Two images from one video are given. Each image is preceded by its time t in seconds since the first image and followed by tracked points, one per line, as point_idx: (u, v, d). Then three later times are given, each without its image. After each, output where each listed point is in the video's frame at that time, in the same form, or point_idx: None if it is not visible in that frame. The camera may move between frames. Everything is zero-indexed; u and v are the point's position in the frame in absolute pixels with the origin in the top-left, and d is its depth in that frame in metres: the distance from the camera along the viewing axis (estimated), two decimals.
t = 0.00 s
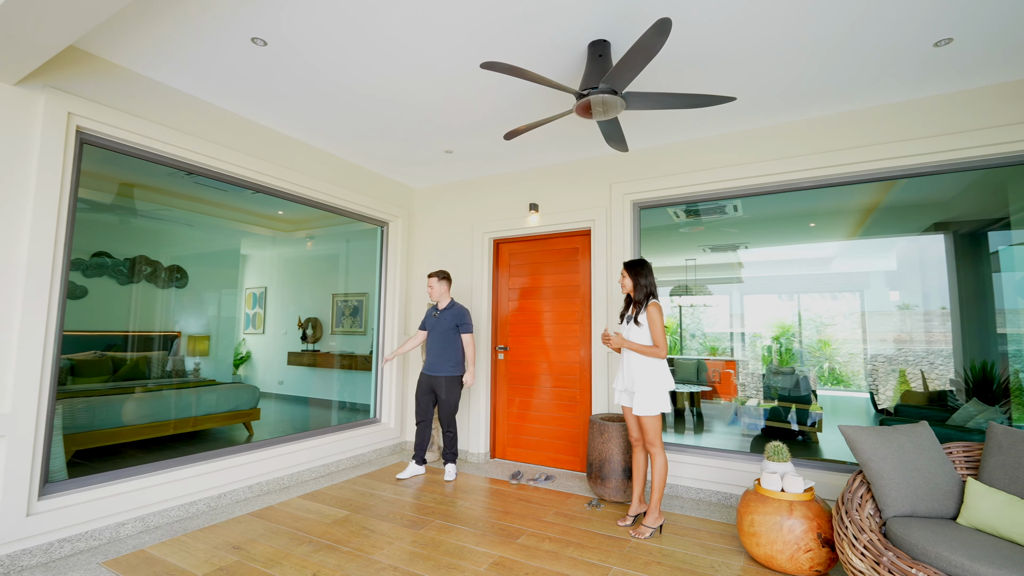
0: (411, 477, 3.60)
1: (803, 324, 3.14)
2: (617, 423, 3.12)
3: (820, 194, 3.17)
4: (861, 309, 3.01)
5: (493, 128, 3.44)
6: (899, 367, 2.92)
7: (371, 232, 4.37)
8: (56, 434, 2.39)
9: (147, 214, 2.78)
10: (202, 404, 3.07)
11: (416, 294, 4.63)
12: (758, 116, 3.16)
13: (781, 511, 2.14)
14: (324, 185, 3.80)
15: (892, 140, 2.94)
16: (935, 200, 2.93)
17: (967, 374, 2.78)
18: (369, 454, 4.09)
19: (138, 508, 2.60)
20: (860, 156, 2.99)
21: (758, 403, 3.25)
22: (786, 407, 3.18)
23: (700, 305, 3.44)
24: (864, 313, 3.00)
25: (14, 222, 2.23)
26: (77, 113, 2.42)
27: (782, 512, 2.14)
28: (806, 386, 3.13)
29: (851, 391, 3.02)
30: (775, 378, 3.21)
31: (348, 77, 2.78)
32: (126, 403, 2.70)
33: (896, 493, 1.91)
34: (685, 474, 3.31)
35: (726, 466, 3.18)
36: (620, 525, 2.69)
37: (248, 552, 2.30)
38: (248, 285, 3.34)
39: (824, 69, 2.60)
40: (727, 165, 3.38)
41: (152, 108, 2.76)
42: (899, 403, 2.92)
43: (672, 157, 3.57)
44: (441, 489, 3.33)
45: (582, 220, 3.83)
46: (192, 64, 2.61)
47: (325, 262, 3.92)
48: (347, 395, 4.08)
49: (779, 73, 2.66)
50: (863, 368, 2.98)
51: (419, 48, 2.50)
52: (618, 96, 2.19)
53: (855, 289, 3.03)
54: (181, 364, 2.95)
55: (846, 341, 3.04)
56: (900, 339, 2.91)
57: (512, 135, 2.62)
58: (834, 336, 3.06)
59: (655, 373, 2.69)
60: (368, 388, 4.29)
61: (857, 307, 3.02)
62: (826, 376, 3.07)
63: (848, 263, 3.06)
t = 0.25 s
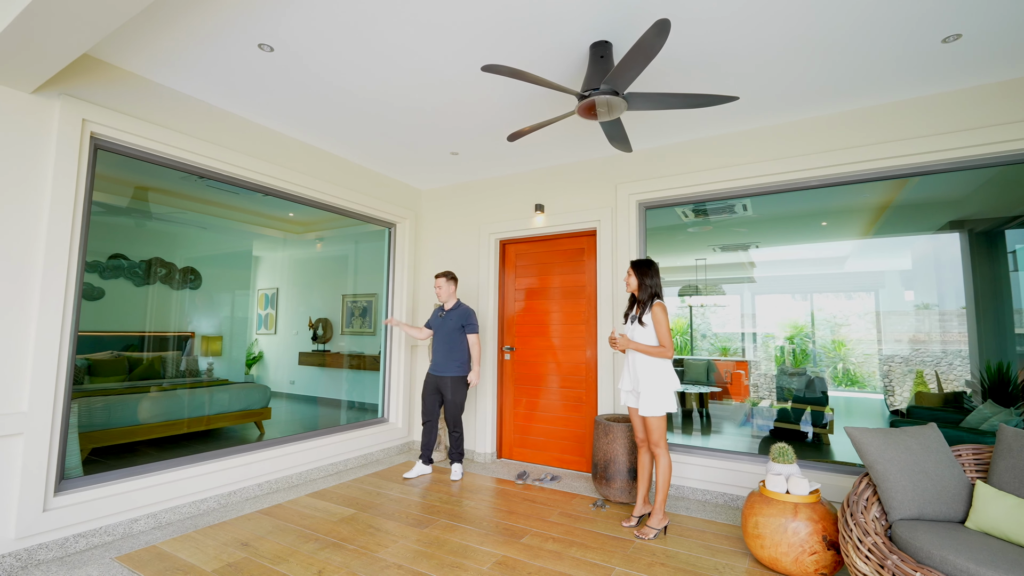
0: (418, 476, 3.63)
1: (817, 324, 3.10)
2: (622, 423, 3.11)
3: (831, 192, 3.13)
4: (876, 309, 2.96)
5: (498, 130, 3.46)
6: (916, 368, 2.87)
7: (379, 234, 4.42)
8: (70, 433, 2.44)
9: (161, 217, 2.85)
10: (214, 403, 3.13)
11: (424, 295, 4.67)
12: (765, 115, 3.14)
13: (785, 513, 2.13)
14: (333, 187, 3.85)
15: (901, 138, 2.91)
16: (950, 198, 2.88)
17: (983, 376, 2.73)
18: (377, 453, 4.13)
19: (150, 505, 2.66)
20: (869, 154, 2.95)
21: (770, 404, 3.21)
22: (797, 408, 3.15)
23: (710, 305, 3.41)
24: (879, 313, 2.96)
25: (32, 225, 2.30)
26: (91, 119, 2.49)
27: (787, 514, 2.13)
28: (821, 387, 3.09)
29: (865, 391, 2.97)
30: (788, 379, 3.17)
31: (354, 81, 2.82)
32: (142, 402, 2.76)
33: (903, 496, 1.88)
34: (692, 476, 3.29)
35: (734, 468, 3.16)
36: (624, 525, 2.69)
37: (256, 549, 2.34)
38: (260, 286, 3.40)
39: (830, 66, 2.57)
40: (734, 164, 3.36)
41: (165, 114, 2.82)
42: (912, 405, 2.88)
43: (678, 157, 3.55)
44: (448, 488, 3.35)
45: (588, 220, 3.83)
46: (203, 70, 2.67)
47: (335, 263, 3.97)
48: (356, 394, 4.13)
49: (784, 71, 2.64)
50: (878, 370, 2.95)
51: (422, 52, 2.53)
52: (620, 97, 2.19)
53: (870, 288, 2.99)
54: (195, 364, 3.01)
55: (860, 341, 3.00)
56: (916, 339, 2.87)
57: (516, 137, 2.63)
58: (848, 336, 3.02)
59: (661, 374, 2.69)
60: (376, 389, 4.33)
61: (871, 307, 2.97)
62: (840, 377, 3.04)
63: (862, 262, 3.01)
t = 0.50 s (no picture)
0: (418, 476, 3.63)
1: (820, 325, 3.09)
2: (621, 424, 3.11)
3: (833, 192, 3.12)
4: (880, 309, 2.95)
5: (497, 130, 3.46)
6: (919, 369, 2.86)
7: (380, 234, 4.42)
8: (71, 433, 2.45)
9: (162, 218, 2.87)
10: (216, 403, 3.14)
11: (424, 295, 4.67)
12: (765, 115, 3.13)
13: (783, 514, 2.12)
14: (333, 188, 3.86)
15: (902, 137, 2.90)
16: (953, 198, 2.87)
17: (985, 377, 2.72)
18: (377, 453, 4.13)
19: (151, 504, 2.67)
20: (870, 154, 2.94)
21: (773, 404, 3.19)
22: (799, 408, 3.14)
23: (714, 305, 3.40)
24: (883, 313, 2.94)
25: (33, 226, 2.32)
26: (92, 121, 2.50)
27: (785, 515, 2.12)
28: (823, 388, 3.08)
29: (868, 392, 2.96)
30: (791, 379, 3.16)
31: (353, 83, 2.82)
32: (144, 402, 2.78)
33: (902, 497, 1.87)
34: (693, 477, 3.28)
35: (734, 469, 3.15)
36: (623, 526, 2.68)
37: (255, 548, 2.35)
38: (263, 286, 3.41)
39: (830, 66, 2.57)
40: (734, 164, 3.35)
41: (167, 116, 2.84)
42: (914, 406, 2.87)
43: (678, 157, 3.55)
44: (447, 489, 3.35)
45: (588, 221, 3.82)
46: (203, 72, 2.69)
47: (336, 264, 3.98)
48: (357, 394, 4.13)
49: (783, 70, 2.63)
50: (882, 372, 2.93)
51: (421, 53, 2.53)
52: (618, 97, 2.19)
53: (874, 289, 2.97)
54: (196, 364, 3.03)
55: (864, 342, 2.98)
56: (920, 340, 2.85)
57: (514, 137, 2.62)
58: (852, 337, 3.01)
59: (661, 374, 2.68)
60: (377, 389, 4.34)
61: (875, 307, 2.96)
62: (844, 378, 3.03)
63: (865, 262, 3.00)
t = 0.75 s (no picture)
0: (417, 477, 3.62)
1: (821, 326, 3.07)
2: (622, 425, 3.09)
3: (835, 192, 3.10)
4: (881, 310, 2.93)
5: (497, 130, 3.45)
6: (922, 369, 2.84)
7: (379, 234, 4.41)
8: (69, 434, 2.45)
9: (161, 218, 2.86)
10: (216, 403, 3.14)
11: (424, 296, 4.66)
12: (766, 114, 3.11)
13: (786, 516, 2.10)
14: (333, 188, 3.85)
15: (905, 136, 2.87)
16: (956, 198, 2.85)
17: (988, 378, 2.71)
18: (376, 454, 4.11)
19: (149, 506, 2.66)
20: (872, 153, 2.92)
21: (775, 405, 3.17)
22: (801, 409, 3.12)
23: (715, 306, 3.38)
24: (884, 314, 2.92)
25: (30, 225, 2.31)
26: (90, 120, 2.49)
27: (787, 517, 2.10)
28: (826, 389, 3.06)
29: (870, 393, 2.94)
30: (793, 380, 3.14)
31: (352, 82, 2.81)
32: (144, 403, 2.77)
33: (905, 499, 1.85)
34: (694, 478, 3.26)
35: (736, 471, 3.13)
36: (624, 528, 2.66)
37: (252, 550, 2.33)
38: (263, 286, 3.40)
39: (832, 64, 2.55)
40: (735, 164, 3.33)
41: (166, 116, 2.84)
42: (917, 407, 2.85)
43: (679, 157, 3.53)
44: (447, 490, 3.34)
45: (589, 221, 3.81)
46: (203, 72, 2.68)
47: (336, 264, 3.97)
48: (357, 395, 4.12)
49: (785, 69, 2.61)
50: (884, 372, 2.91)
51: (420, 52, 2.52)
52: (618, 95, 2.17)
53: (876, 289, 2.95)
54: (196, 364, 3.02)
55: (866, 343, 2.96)
56: (921, 341, 2.83)
57: (514, 136, 2.60)
58: (854, 338, 2.99)
59: (661, 375, 2.66)
60: (376, 390, 4.32)
61: (877, 308, 2.94)
62: (846, 379, 3.01)
63: (866, 262, 2.98)
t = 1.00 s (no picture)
0: (416, 479, 3.59)
1: (823, 326, 3.04)
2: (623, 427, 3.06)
3: (837, 192, 3.07)
4: (881, 311, 2.90)
5: (497, 130, 3.42)
6: (923, 370, 2.81)
7: (379, 235, 4.38)
8: (64, 435, 2.42)
9: (160, 218, 2.84)
10: (214, 404, 3.11)
11: (424, 296, 4.63)
12: (768, 113, 3.08)
13: (789, 520, 2.07)
14: (332, 188, 3.82)
15: (912, 135, 2.84)
16: (958, 198, 2.82)
17: (991, 379, 2.67)
18: (375, 456, 4.08)
19: (145, 508, 2.63)
20: (875, 152, 2.89)
21: (776, 406, 3.14)
22: (803, 411, 3.09)
23: (715, 307, 3.36)
24: (885, 315, 2.89)
25: (25, 225, 2.28)
26: (86, 119, 2.47)
27: (791, 521, 2.07)
28: (827, 390, 3.03)
29: (871, 395, 2.92)
30: (792, 381, 3.12)
31: (351, 81, 2.79)
32: (142, 403, 2.76)
33: (910, 503, 1.83)
34: (695, 480, 3.23)
35: (737, 473, 3.10)
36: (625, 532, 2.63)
37: (249, 554, 2.31)
38: (262, 287, 3.37)
39: (835, 63, 2.52)
40: (737, 164, 3.30)
41: (164, 115, 2.82)
42: (920, 409, 2.82)
43: (680, 157, 3.50)
44: (446, 492, 3.31)
45: (589, 221, 3.78)
46: (201, 70, 2.66)
47: (335, 264, 3.95)
48: (356, 395, 4.09)
49: (788, 68, 2.59)
50: (885, 373, 2.89)
51: (419, 51, 2.49)
52: (619, 94, 2.14)
53: (877, 289, 2.92)
54: (194, 365, 2.99)
55: (867, 344, 2.94)
56: (923, 342, 2.80)
57: (514, 135, 2.57)
58: (855, 339, 2.96)
59: (662, 376, 2.63)
60: (376, 391, 4.30)
61: (878, 309, 2.91)
62: (847, 380, 2.98)
63: (867, 263, 2.95)
